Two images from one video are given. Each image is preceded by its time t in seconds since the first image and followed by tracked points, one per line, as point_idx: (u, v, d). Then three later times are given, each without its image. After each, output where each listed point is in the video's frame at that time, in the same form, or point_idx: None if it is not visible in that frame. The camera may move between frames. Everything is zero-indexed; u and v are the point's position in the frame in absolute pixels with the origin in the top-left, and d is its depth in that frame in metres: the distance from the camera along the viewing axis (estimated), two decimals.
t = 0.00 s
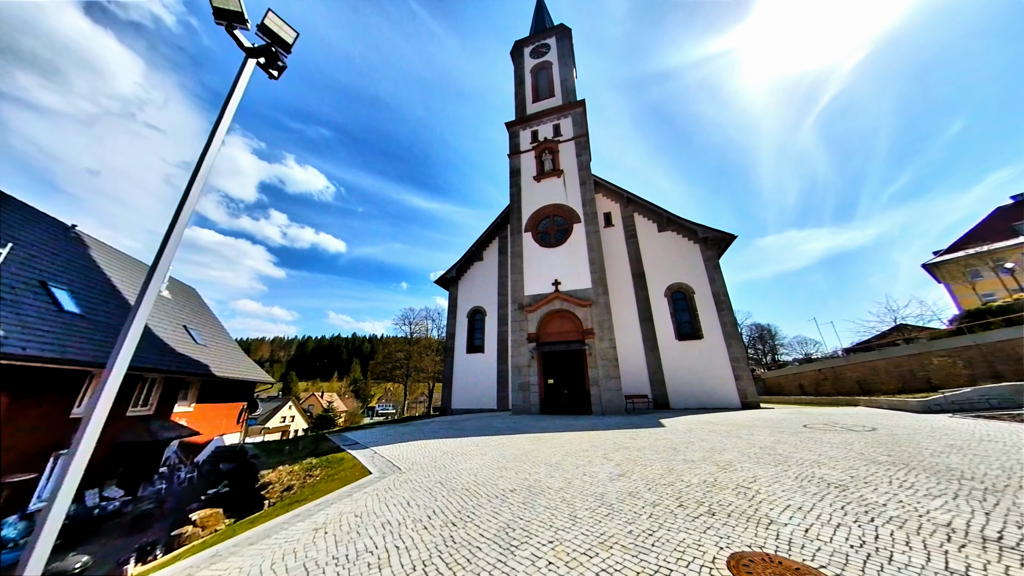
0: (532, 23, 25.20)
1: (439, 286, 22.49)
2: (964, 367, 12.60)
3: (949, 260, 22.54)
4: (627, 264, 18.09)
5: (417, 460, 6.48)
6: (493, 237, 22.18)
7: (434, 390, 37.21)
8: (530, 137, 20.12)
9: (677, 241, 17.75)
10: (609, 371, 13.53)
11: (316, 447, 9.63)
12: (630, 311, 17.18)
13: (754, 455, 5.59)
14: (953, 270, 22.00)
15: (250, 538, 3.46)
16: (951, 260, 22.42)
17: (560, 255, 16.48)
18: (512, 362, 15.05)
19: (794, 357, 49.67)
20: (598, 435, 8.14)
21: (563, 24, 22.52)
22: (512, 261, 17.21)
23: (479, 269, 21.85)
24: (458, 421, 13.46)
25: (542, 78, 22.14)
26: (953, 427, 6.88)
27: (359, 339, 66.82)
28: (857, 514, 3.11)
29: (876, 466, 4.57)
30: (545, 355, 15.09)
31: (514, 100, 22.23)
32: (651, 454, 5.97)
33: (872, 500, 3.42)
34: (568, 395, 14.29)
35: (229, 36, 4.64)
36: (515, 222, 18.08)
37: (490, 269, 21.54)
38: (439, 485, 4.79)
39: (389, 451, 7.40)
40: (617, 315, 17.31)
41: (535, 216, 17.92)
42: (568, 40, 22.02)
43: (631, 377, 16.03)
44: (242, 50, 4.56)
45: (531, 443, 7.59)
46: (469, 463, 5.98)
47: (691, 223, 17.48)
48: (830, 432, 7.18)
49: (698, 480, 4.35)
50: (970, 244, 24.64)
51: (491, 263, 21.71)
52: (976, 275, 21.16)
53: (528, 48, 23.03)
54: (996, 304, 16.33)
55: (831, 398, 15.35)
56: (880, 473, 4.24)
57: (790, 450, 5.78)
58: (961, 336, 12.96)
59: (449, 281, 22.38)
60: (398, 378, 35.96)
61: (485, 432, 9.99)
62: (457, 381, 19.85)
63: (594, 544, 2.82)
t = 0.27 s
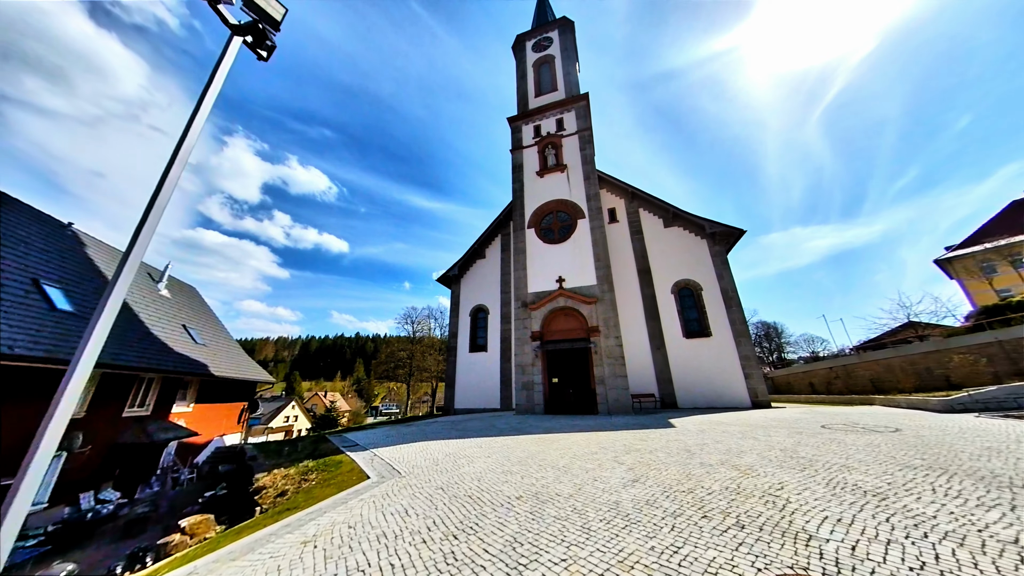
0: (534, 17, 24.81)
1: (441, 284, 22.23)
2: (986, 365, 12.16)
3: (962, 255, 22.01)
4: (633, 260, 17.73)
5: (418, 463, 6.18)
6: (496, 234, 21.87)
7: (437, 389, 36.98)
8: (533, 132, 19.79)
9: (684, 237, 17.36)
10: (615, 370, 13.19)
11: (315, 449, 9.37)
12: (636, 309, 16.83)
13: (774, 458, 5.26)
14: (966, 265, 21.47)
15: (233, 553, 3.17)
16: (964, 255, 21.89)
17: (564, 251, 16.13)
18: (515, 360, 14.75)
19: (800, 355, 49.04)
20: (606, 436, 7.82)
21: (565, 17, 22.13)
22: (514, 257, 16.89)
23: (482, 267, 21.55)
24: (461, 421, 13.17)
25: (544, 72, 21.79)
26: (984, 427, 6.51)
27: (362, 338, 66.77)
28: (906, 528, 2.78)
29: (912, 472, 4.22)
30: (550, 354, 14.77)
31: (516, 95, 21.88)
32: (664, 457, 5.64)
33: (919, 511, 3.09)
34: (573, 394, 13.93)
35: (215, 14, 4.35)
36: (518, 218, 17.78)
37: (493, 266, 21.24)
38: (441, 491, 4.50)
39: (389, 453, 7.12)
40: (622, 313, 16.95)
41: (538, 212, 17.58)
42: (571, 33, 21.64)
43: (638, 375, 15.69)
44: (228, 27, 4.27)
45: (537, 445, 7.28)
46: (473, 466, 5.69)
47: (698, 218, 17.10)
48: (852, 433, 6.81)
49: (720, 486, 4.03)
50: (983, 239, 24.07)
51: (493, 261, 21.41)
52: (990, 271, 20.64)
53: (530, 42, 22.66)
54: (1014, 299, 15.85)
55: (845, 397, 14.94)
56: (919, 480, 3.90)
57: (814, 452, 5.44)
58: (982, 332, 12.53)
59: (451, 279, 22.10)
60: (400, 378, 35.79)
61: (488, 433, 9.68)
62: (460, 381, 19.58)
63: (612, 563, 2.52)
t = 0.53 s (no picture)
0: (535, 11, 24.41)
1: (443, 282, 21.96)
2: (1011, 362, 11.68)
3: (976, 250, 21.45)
4: (638, 257, 17.37)
5: (419, 467, 5.89)
6: (498, 232, 21.55)
7: (440, 389, 36.75)
8: (535, 127, 19.45)
9: (691, 232, 16.98)
10: (622, 369, 12.84)
11: (314, 451, 9.11)
12: (642, 306, 16.47)
13: (799, 462, 4.92)
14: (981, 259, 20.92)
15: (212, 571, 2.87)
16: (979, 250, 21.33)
17: (568, 247, 15.79)
18: (519, 359, 14.44)
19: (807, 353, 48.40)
20: (615, 438, 7.49)
21: (567, 10, 21.74)
22: (518, 255, 16.58)
23: (484, 265, 21.25)
24: (464, 422, 12.89)
25: (546, 67, 21.43)
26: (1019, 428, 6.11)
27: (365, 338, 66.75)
28: (971, 548, 2.44)
29: (956, 478, 3.87)
30: (554, 352, 14.46)
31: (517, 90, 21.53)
32: (680, 461, 5.31)
33: (978, 525, 2.75)
34: (579, 394, 13.60)
35: None
36: (521, 215, 17.46)
37: (495, 264, 20.94)
38: (443, 500, 4.19)
39: (389, 457, 6.84)
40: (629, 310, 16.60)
41: (541, 209, 17.24)
42: (573, 27, 21.25)
43: (645, 374, 15.34)
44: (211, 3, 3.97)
45: (543, 448, 6.97)
46: (476, 471, 5.39)
47: (706, 213, 16.71)
48: (876, 435, 6.45)
49: (745, 495, 3.70)
50: (998, 233, 23.46)
51: (496, 259, 21.10)
52: (1006, 265, 20.09)
53: (532, 36, 22.29)
54: None
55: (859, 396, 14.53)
56: (967, 487, 3.54)
57: (841, 456, 5.08)
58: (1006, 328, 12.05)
59: (453, 278, 21.83)
60: (403, 378, 35.60)
61: (492, 434, 9.38)
62: (463, 381, 19.30)
63: None
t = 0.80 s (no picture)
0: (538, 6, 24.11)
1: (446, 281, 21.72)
2: None
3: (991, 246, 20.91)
4: (645, 254, 17.01)
5: (420, 472, 5.60)
6: (502, 230, 21.28)
7: (444, 389, 36.55)
8: (538, 123, 19.13)
9: (699, 229, 16.61)
10: (629, 369, 12.50)
11: (314, 453, 8.85)
12: (649, 304, 16.14)
13: (827, 468, 4.58)
14: (996, 256, 20.40)
15: None
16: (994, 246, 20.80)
17: (573, 245, 15.49)
18: (524, 359, 14.14)
19: (815, 352, 47.76)
20: (624, 440, 7.18)
21: (570, 5, 21.40)
22: (521, 252, 16.28)
23: (487, 263, 20.98)
24: (468, 423, 12.63)
25: (549, 62, 21.13)
26: None
27: (369, 339, 66.89)
28: None
29: (1006, 487, 3.54)
30: (560, 351, 14.14)
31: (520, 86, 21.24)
32: (697, 466, 4.98)
33: None
34: (585, 394, 13.26)
35: None
36: (524, 212, 17.17)
37: (499, 263, 20.67)
38: (446, 509, 3.89)
39: (390, 459, 6.59)
40: (635, 308, 16.27)
41: (545, 205, 16.93)
42: (577, 21, 20.92)
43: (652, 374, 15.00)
44: None
45: (550, 450, 6.66)
46: (481, 476, 5.11)
47: (714, 209, 16.33)
48: (904, 437, 6.10)
49: (773, 505, 3.40)
50: (1013, 229, 22.89)
51: (499, 257, 20.84)
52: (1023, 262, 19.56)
53: (535, 32, 22.00)
54: None
55: (875, 396, 14.09)
56: None
57: (872, 461, 4.73)
58: None
59: (456, 276, 21.58)
60: (406, 378, 35.44)
61: (496, 435, 9.10)
62: (466, 380, 19.04)
63: None
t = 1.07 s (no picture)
0: None
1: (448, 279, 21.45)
2: None
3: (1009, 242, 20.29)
4: (651, 250, 16.63)
5: (421, 476, 5.29)
6: (505, 227, 20.97)
7: (447, 389, 36.31)
8: (542, 118, 18.79)
9: (708, 224, 16.21)
10: (637, 367, 12.14)
11: (313, 455, 8.58)
12: (656, 302, 15.76)
13: (862, 475, 4.22)
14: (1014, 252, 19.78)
15: None
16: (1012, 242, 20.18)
17: (578, 241, 15.15)
18: (528, 358, 13.82)
19: (823, 352, 47.05)
20: (636, 443, 6.83)
21: None
22: (525, 249, 15.96)
23: (490, 261, 20.68)
24: (472, 423, 12.33)
25: (553, 56, 20.78)
26: None
27: (373, 338, 66.83)
28: None
29: None
30: (565, 350, 13.80)
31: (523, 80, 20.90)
32: (718, 472, 4.64)
33: None
34: (591, 394, 12.85)
35: None
36: (528, 208, 16.84)
37: (502, 260, 20.37)
38: (448, 519, 3.57)
39: (390, 462, 6.29)
40: (642, 306, 15.90)
41: (549, 201, 16.59)
42: (581, 14, 20.54)
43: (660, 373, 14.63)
44: None
45: (557, 453, 6.32)
46: (485, 481, 4.80)
47: (723, 203, 15.92)
48: (936, 440, 5.70)
49: (810, 518, 3.06)
50: None
51: (502, 254, 20.53)
52: None
53: (538, 25, 21.65)
54: None
55: (892, 396, 13.64)
56: None
57: (910, 467, 4.36)
58: None
59: (459, 274, 21.32)
60: (408, 377, 35.23)
61: (501, 436, 8.79)
62: (469, 380, 18.76)
63: None
